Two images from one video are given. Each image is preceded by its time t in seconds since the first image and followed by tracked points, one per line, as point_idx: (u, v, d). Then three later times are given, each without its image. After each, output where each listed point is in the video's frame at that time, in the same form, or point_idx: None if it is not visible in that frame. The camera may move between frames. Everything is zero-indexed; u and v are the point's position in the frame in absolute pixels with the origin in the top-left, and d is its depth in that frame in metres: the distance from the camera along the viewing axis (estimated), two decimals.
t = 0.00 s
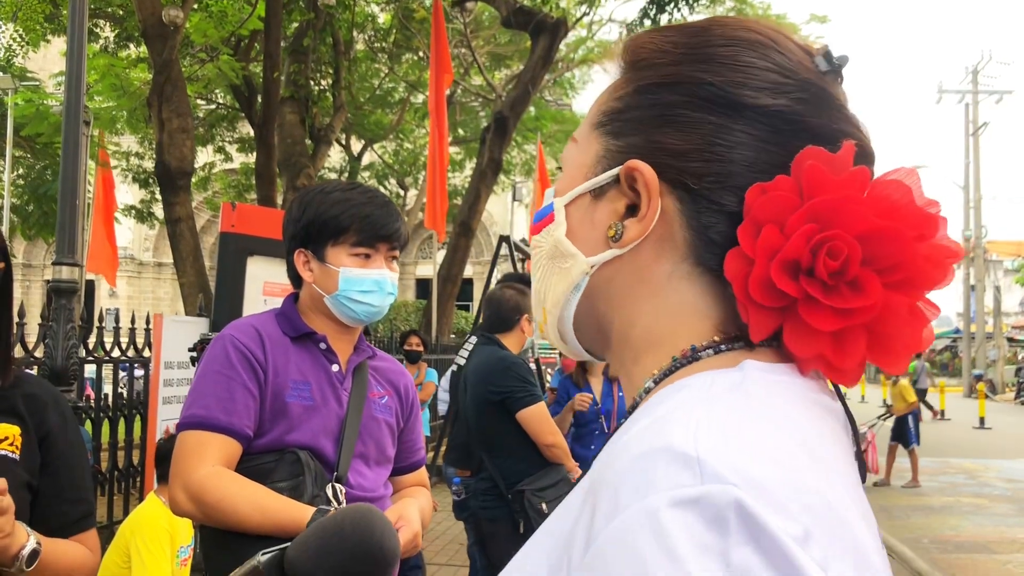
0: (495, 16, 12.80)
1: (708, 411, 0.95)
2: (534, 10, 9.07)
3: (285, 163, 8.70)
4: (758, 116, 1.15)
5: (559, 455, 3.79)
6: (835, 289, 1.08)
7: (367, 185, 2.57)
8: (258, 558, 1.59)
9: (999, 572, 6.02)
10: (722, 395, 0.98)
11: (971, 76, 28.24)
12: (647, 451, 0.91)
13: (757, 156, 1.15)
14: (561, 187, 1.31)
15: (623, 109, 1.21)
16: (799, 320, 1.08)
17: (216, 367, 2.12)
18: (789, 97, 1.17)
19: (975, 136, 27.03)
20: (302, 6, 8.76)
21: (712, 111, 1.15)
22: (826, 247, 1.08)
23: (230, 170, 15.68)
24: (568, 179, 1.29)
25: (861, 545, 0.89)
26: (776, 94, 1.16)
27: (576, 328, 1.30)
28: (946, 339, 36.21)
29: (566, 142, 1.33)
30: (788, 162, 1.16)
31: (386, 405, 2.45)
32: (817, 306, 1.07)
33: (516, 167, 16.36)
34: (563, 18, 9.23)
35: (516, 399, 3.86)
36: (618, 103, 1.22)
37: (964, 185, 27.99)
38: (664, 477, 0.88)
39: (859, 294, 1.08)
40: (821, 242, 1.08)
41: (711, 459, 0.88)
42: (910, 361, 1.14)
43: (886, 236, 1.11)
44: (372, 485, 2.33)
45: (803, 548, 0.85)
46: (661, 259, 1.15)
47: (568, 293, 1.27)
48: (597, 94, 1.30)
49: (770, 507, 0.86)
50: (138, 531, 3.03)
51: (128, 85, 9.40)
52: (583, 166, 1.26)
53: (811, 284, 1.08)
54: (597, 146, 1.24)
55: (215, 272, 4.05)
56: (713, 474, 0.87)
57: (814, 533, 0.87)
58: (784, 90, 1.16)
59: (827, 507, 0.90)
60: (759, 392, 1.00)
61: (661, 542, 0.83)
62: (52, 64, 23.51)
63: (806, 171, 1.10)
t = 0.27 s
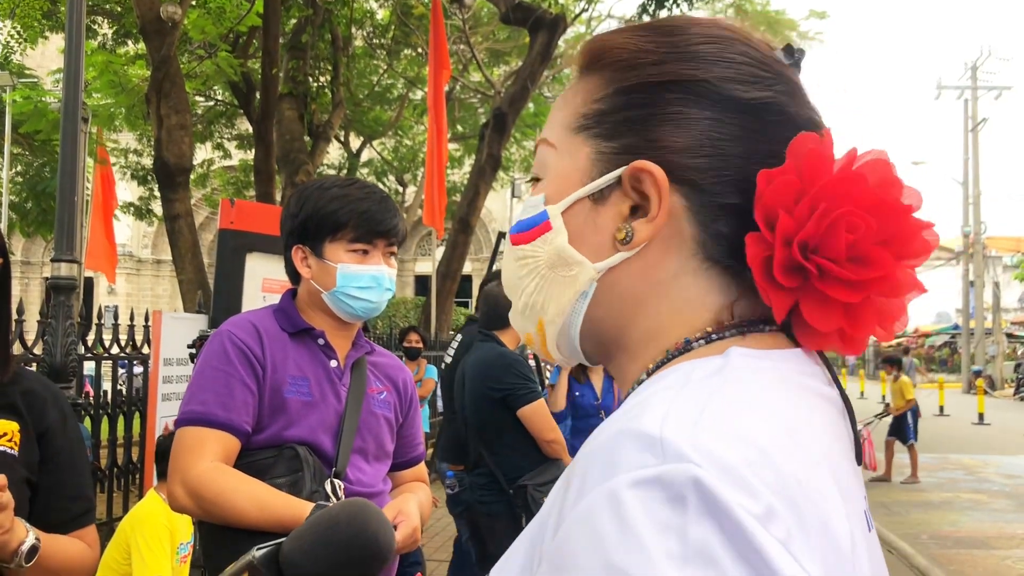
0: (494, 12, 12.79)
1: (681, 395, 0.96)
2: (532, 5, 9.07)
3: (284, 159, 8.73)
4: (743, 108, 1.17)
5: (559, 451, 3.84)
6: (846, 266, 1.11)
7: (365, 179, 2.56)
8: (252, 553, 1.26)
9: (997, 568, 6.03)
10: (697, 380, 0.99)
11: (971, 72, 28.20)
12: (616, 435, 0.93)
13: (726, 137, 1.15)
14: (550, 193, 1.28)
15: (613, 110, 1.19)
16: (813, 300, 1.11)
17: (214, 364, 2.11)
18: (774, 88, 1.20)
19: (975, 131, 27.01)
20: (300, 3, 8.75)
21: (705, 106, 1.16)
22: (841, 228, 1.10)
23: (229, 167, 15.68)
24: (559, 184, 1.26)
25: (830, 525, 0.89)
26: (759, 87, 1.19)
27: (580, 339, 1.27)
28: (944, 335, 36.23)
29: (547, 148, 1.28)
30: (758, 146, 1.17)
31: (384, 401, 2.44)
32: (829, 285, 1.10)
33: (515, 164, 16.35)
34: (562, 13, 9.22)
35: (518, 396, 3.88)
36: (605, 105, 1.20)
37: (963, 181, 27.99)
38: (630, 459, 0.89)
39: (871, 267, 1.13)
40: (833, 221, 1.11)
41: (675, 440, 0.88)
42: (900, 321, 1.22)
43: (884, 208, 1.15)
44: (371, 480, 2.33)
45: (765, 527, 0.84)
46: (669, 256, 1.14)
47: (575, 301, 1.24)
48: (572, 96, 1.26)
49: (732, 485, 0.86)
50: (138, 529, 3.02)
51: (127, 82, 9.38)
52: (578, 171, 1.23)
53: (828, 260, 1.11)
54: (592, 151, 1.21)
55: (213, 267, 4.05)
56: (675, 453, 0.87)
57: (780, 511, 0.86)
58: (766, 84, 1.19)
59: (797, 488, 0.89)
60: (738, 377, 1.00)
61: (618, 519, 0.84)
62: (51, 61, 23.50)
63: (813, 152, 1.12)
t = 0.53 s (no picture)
0: (492, 10, 12.79)
1: (751, 400, 0.99)
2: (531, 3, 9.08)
3: (282, 157, 8.75)
4: (818, 118, 1.22)
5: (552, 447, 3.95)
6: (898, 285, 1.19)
7: (360, 176, 2.56)
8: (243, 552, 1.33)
9: (998, 563, 6.06)
10: (764, 386, 1.02)
11: (970, 68, 28.17)
12: (692, 435, 0.95)
13: (761, 138, 1.18)
14: (618, 173, 1.29)
15: (695, 97, 1.22)
16: (857, 312, 1.19)
17: (210, 361, 2.12)
18: (844, 106, 1.25)
19: (973, 127, 27.00)
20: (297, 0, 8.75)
21: (783, 109, 1.20)
22: (902, 250, 1.18)
23: (227, 165, 15.69)
24: (629, 166, 1.27)
25: (890, 536, 0.92)
26: (831, 101, 1.24)
27: (634, 326, 1.31)
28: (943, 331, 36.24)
29: (609, 126, 1.29)
30: (786, 140, 1.19)
31: (381, 397, 2.44)
32: (878, 301, 1.18)
33: (514, 161, 16.36)
34: (561, 11, 9.22)
35: (510, 393, 3.92)
36: (683, 93, 1.22)
37: (962, 178, 28.00)
38: (707, 459, 0.92)
39: (917, 291, 1.20)
40: (894, 242, 1.18)
41: (753, 443, 0.91)
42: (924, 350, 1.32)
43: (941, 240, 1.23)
44: (368, 477, 2.33)
45: (837, 534, 0.87)
46: (731, 253, 1.20)
47: (640, 286, 1.28)
48: (645, 77, 1.27)
49: (807, 491, 0.89)
50: (137, 526, 3.02)
51: (124, 80, 9.34)
52: (652, 155, 1.24)
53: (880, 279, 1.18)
54: (667, 136, 1.24)
55: (211, 266, 4.04)
56: (754, 457, 0.90)
57: (848, 520, 0.90)
58: (838, 100, 1.24)
59: (861, 498, 0.93)
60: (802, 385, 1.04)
61: (695, 518, 0.87)
62: (48, 58, 23.47)
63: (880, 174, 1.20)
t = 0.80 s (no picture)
0: (491, 8, 12.77)
1: (795, 389, 1.00)
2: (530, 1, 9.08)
3: (281, 155, 8.74)
4: (777, 101, 1.25)
5: (540, 446, 3.86)
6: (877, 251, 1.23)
7: (356, 174, 2.56)
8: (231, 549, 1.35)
9: (997, 561, 6.06)
10: (801, 376, 1.03)
11: (970, 66, 28.11)
12: (749, 426, 0.94)
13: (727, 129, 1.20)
14: (608, 183, 1.27)
15: (663, 101, 1.23)
16: (844, 280, 1.22)
17: (206, 359, 2.12)
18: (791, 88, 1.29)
19: (973, 125, 26.97)
20: None
21: (746, 98, 1.22)
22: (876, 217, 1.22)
23: (227, 163, 15.68)
24: (618, 174, 1.26)
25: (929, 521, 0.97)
26: (781, 84, 1.27)
27: (645, 335, 1.28)
28: (943, 330, 36.22)
29: (579, 144, 1.28)
30: (761, 125, 1.22)
31: (378, 396, 2.45)
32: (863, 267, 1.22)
33: (513, 160, 16.35)
34: (560, 9, 9.21)
35: (494, 390, 3.88)
36: (650, 98, 1.23)
37: (962, 176, 27.99)
38: (772, 450, 0.91)
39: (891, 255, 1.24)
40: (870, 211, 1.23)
41: (815, 434, 0.92)
42: (904, 310, 1.37)
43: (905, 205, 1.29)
44: (365, 475, 2.34)
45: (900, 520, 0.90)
46: (727, 245, 1.21)
47: (648, 291, 1.25)
48: (604, 91, 1.27)
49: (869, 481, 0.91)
50: (136, 524, 3.01)
51: (122, 79, 9.31)
52: (637, 162, 1.24)
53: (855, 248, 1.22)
54: (647, 142, 1.23)
55: (210, 265, 4.02)
56: (820, 447, 0.90)
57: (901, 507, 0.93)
58: (786, 82, 1.27)
59: (906, 487, 0.96)
60: (829, 376, 1.06)
61: (772, 512, 0.86)
62: (48, 58, 23.47)
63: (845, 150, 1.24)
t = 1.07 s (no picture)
0: (491, 8, 12.75)
1: (804, 373, 1.01)
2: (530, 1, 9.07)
3: (281, 155, 8.74)
4: (775, 106, 1.26)
5: (523, 443, 3.88)
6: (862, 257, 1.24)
7: (351, 172, 2.56)
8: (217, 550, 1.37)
9: (997, 560, 6.06)
10: (806, 360, 1.05)
11: (970, 64, 28.08)
12: (768, 408, 0.94)
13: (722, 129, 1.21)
14: (608, 175, 1.26)
15: (664, 97, 1.23)
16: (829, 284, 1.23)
17: (202, 361, 2.12)
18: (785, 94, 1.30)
19: (973, 124, 26.95)
20: None
21: (744, 98, 1.23)
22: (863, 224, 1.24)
23: (228, 163, 15.69)
24: (617, 165, 1.25)
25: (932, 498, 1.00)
26: (778, 88, 1.28)
27: (644, 327, 1.26)
28: (944, 329, 36.21)
29: (580, 135, 1.27)
30: (756, 126, 1.22)
31: (375, 394, 2.46)
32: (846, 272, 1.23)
33: (514, 159, 16.34)
34: (560, 8, 9.21)
35: (477, 385, 3.92)
36: (651, 93, 1.23)
37: (962, 175, 27.99)
38: (793, 430, 0.92)
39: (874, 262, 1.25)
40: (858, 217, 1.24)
41: (834, 413, 0.93)
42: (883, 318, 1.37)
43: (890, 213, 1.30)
44: (361, 475, 2.36)
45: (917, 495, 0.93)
46: (723, 242, 1.21)
47: (648, 283, 1.24)
48: (605, 84, 1.26)
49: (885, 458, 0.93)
50: (136, 524, 3.02)
51: (122, 79, 9.31)
52: (637, 155, 1.23)
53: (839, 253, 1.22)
54: (647, 135, 1.23)
55: (211, 265, 4.01)
56: (840, 425, 0.92)
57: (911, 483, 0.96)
58: (780, 87, 1.28)
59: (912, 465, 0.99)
60: (828, 361, 1.08)
61: (806, 488, 0.87)
62: (48, 58, 23.48)
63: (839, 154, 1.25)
